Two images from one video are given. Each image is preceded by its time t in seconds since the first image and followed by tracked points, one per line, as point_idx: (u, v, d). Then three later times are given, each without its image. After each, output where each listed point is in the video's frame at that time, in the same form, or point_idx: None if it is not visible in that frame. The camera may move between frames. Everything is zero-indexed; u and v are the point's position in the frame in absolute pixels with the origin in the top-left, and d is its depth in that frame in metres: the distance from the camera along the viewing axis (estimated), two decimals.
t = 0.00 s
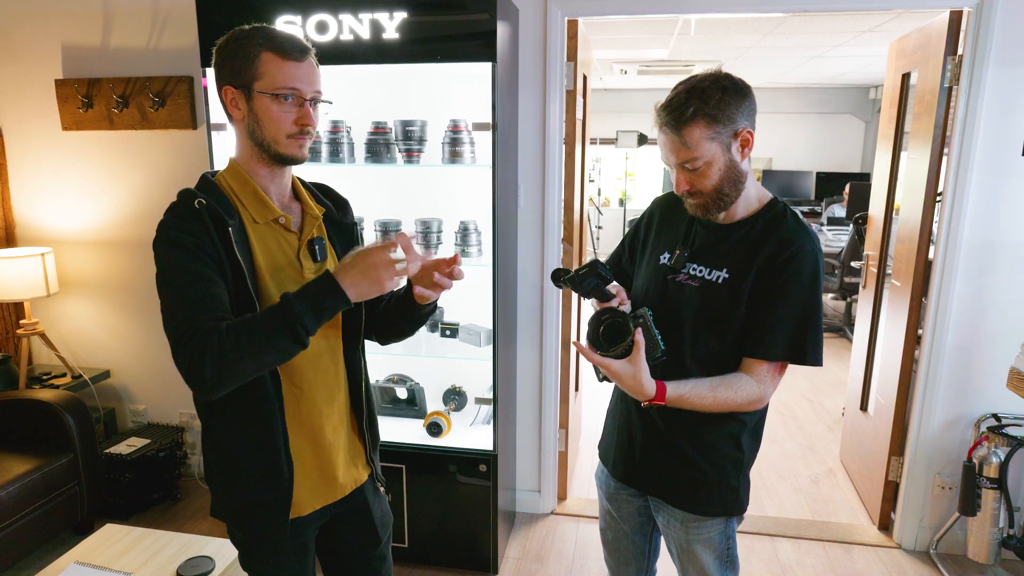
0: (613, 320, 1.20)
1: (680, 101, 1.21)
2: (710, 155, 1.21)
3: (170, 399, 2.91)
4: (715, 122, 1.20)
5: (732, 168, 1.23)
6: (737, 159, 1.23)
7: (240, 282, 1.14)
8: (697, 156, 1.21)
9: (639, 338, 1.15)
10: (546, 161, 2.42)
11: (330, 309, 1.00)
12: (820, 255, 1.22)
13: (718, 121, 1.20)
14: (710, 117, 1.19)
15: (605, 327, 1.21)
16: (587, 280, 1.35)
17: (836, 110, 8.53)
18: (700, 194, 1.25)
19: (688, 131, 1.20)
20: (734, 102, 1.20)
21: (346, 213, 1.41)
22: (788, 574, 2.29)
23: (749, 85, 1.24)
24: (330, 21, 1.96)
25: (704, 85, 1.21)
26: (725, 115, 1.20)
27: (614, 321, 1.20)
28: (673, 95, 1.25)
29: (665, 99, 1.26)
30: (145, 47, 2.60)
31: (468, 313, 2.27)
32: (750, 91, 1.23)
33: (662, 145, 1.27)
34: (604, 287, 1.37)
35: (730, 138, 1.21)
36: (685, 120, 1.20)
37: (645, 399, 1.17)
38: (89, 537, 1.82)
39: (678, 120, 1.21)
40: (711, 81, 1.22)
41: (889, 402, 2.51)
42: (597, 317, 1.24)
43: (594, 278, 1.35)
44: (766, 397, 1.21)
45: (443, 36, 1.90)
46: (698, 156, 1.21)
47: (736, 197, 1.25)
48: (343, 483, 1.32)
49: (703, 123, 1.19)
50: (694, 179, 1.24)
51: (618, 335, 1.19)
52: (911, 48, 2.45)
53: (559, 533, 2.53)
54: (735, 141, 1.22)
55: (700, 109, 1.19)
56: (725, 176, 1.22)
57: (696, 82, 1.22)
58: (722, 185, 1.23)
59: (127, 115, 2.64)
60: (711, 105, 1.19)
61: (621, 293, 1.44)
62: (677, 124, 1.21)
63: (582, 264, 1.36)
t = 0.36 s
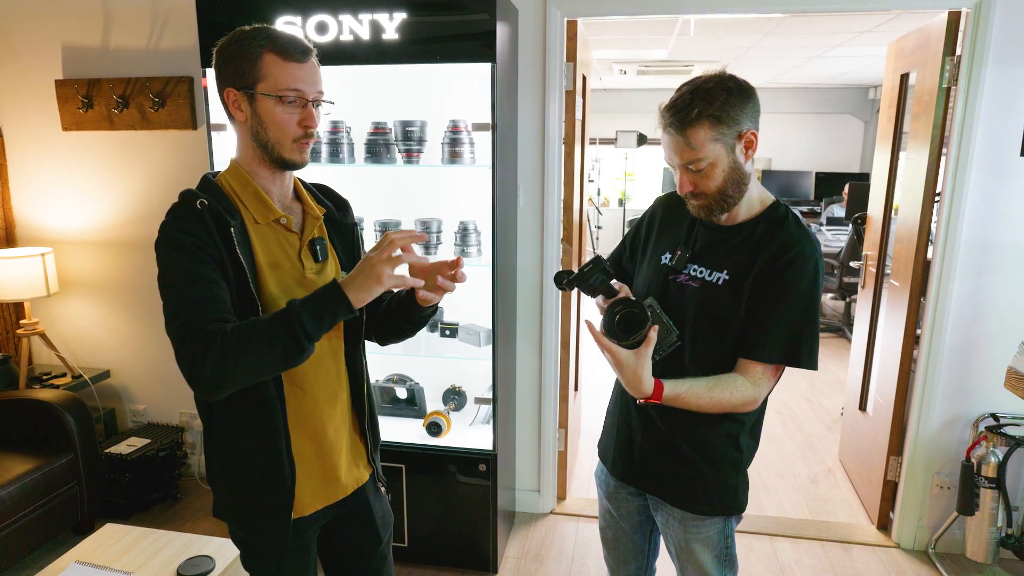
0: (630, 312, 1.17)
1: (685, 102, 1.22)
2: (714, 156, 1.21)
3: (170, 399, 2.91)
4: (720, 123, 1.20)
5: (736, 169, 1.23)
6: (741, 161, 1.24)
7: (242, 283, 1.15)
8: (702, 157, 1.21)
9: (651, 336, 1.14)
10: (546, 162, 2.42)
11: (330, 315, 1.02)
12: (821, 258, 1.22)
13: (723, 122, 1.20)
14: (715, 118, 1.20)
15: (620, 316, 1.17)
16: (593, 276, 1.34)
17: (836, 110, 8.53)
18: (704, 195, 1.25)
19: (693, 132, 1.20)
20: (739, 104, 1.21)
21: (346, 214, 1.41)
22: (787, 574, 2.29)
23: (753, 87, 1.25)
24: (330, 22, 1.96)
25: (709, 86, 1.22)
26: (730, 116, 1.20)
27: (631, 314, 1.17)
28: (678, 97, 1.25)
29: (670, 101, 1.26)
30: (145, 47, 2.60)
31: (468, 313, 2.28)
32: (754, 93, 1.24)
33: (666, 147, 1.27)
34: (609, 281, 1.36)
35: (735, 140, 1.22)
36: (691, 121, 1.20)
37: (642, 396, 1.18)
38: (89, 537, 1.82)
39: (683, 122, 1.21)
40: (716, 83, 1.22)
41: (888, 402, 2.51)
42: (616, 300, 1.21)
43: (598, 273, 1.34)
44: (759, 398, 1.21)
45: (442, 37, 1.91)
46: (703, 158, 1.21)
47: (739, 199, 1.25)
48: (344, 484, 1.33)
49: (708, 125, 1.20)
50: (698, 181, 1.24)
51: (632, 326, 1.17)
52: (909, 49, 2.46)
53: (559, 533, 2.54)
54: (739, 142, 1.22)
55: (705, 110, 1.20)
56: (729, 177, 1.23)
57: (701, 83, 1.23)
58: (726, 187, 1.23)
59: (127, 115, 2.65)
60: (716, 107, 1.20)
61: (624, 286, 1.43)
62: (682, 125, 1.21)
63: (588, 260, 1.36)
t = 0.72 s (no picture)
0: (626, 314, 1.23)
1: (689, 103, 1.22)
2: (718, 157, 1.22)
3: (170, 399, 2.92)
4: (724, 124, 1.21)
5: (739, 170, 1.24)
6: (744, 162, 1.24)
7: (247, 285, 1.15)
8: (705, 158, 1.22)
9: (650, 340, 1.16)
10: (546, 162, 2.43)
11: (338, 324, 1.03)
12: (823, 260, 1.23)
13: (726, 123, 1.21)
14: (719, 119, 1.20)
15: (618, 319, 1.23)
16: (595, 277, 1.35)
17: (835, 110, 8.54)
18: (706, 195, 1.26)
19: (697, 133, 1.21)
20: (743, 104, 1.22)
21: (347, 214, 1.42)
22: (786, 573, 2.30)
23: (757, 88, 1.25)
24: (331, 22, 1.97)
25: (713, 86, 1.22)
26: (734, 117, 1.21)
27: (626, 314, 1.23)
28: (681, 96, 1.26)
29: (673, 101, 1.27)
30: (145, 47, 2.61)
31: (468, 314, 2.28)
32: (758, 94, 1.25)
33: (669, 147, 1.28)
34: (611, 282, 1.36)
35: (738, 141, 1.23)
36: (695, 122, 1.21)
37: (660, 404, 1.18)
38: (90, 536, 1.82)
39: (687, 121, 1.22)
40: (720, 83, 1.23)
41: (886, 402, 2.52)
42: (616, 305, 1.26)
43: (601, 272, 1.35)
44: (769, 398, 1.23)
45: (443, 38, 1.91)
46: (706, 158, 1.22)
47: (741, 200, 1.26)
48: (345, 484, 1.33)
49: (712, 126, 1.21)
50: (700, 181, 1.25)
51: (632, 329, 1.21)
52: (908, 49, 2.46)
53: (558, 532, 2.54)
54: (742, 143, 1.23)
55: (709, 111, 1.20)
56: (731, 178, 1.24)
57: (705, 84, 1.23)
58: (728, 188, 1.24)
59: (128, 115, 2.65)
60: (720, 107, 1.21)
61: (627, 288, 1.43)
62: (686, 125, 1.22)
63: (590, 259, 1.36)
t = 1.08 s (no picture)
0: (597, 340, 1.27)
1: (688, 104, 1.22)
2: (717, 158, 1.22)
3: (171, 399, 2.92)
4: (723, 125, 1.21)
5: (738, 170, 1.24)
6: (742, 162, 1.25)
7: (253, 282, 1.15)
8: (705, 159, 1.22)
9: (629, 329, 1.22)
10: (547, 162, 2.43)
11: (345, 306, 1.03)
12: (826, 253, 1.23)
13: (726, 124, 1.21)
14: (718, 120, 1.21)
15: (594, 348, 1.27)
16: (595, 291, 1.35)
17: (836, 110, 8.53)
18: (705, 196, 1.26)
19: (696, 134, 1.21)
20: (741, 105, 1.22)
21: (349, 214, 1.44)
22: (786, 573, 2.30)
23: (755, 89, 1.25)
24: (331, 23, 1.97)
25: (712, 87, 1.22)
26: (733, 118, 1.21)
27: (598, 340, 1.27)
28: (680, 98, 1.26)
29: (672, 103, 1.27)
30: (147, 47, 2.61)
31: (468, 314, 2.29)
32: (756, 95, 1.25)
33: (668, 148, 1.28)
34: (609, 298, 1.36)
35: (737, 141, 1.23)
36: (694, 123, 1.21)
37: (678, 364, 1.19)
38: (91, 535, 1.83)
39: (686, 123, 1.22)
40: (718, 84, 1.23)
41: (886, 402, 2.53)
42: (584, 338, 1.29)
43: (602, 290, 1.35)
44: (786, 387, 1.22)
45: (443, 38, 1.92)
46: (706, 159, 1.22)
47: (740, 200, 1.26)
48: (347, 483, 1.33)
49: (711, 127, 1.21)
50: (700, 182, 1.25)
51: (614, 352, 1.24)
52: (909, 49, 2.46)
53: (559, 532, 2.54)
54: (741, 144, 1.24)
55: (708, 112, 1.21)
56: (730, 178, 1.24)
57: (704, 85, 1.23)
58: (728, 188, 1.24)
59: (129, 116, 2.66)
60: (719, 108, 1.21)
61: (626, 308, 1.39)
62: (685, 127, 1.22)
63: (591, 275, 1.36)
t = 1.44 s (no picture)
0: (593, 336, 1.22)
1: (684, 107, 1.22)
2: (715, 159, 1.22)
3: (171, 398, 2.92)
4: (720, 126, 1.21)
5: (737, 170, 1.24)
6: (742, 162, 1.25)
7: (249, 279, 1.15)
8: (703, 160, 1.22)
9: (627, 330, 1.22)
10: (546, 161, 2.43)
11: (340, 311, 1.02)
12: (825, 252, 1.23)
13: (722, 126, 1.21)
14: (714, 122, 1.21)
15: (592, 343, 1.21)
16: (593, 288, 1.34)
17: (835, 110, 8.54)
18: (704, 196, 1.26)
19: (694, 137, 1.21)
20: (738, 106, 1.22)
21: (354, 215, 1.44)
22: (786, 572, 2.30)
23: (751, 88, 1.25)
24: (331, 22, 1.97)
25: (708, 89, 1.22)
26: (729, 119, 1.21)
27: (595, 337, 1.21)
28: (676, 100, 1.26)
29: (668, 105, 1.27)
30: (146, 47, 2.61)
31: (468, 313, 2.29)
32: (752, 95, 1.25)
33: (667, 150, 1.28)
34: (607, 295, 1.36)
35: (735, 142, 1.23)
36: (690, 126, 1.21)
37: (676, 365, 1.19)
38: (91, 535, 1.83)
39: (683, 125, 1.22)
40: (714, 85, 1.23)
41: (885, 401, 2.53)
42: (579, 337, 1.24)
43: (602, 286, 1.34)
44: (784, 386, 1.22)
45: (443, 37, 1.92)
46: (705, 161, 1.22)
47: (740, 200, 1.26)
48: (346, 483, 1.33)
49: (708, 129, 1.21)
50: (699, 184, 1.25)
51: (612, 349, 1.20)
52: (908, 48, 2.46)
53: (558, 532, 2.54)
54: (739, 144, 1.23)
55: (705, 114, 1.21)
56: (729, 179, 1.24)
57: (700, 86, 1.23)
58: (727, 189, 1.24)
59: (128, 115, 2.65)
60: (716, 110, 1.21)
61: (625, 305, 1.41)
62: (682, 130, 1.22)
63: (590, 273, 1.35)
